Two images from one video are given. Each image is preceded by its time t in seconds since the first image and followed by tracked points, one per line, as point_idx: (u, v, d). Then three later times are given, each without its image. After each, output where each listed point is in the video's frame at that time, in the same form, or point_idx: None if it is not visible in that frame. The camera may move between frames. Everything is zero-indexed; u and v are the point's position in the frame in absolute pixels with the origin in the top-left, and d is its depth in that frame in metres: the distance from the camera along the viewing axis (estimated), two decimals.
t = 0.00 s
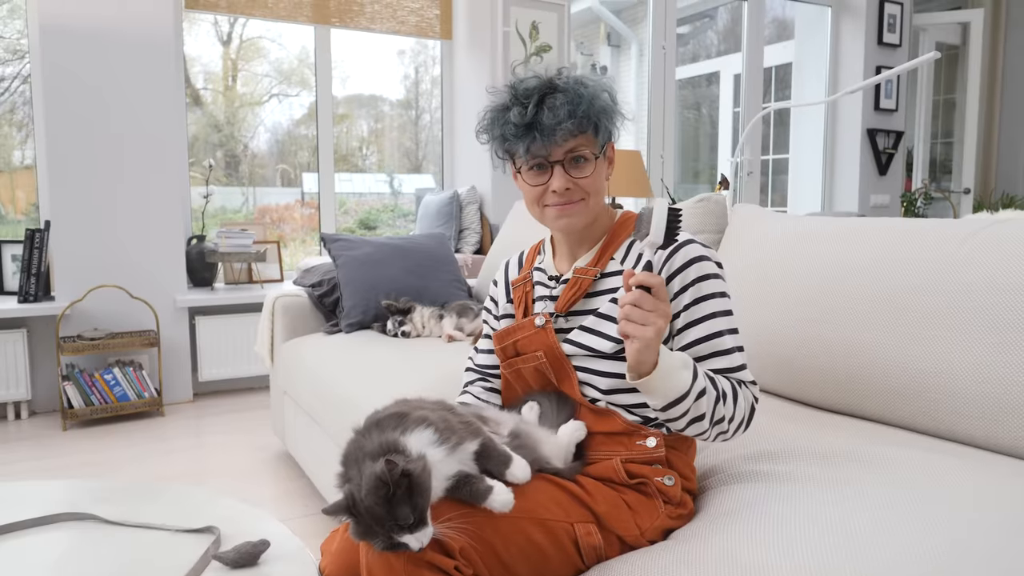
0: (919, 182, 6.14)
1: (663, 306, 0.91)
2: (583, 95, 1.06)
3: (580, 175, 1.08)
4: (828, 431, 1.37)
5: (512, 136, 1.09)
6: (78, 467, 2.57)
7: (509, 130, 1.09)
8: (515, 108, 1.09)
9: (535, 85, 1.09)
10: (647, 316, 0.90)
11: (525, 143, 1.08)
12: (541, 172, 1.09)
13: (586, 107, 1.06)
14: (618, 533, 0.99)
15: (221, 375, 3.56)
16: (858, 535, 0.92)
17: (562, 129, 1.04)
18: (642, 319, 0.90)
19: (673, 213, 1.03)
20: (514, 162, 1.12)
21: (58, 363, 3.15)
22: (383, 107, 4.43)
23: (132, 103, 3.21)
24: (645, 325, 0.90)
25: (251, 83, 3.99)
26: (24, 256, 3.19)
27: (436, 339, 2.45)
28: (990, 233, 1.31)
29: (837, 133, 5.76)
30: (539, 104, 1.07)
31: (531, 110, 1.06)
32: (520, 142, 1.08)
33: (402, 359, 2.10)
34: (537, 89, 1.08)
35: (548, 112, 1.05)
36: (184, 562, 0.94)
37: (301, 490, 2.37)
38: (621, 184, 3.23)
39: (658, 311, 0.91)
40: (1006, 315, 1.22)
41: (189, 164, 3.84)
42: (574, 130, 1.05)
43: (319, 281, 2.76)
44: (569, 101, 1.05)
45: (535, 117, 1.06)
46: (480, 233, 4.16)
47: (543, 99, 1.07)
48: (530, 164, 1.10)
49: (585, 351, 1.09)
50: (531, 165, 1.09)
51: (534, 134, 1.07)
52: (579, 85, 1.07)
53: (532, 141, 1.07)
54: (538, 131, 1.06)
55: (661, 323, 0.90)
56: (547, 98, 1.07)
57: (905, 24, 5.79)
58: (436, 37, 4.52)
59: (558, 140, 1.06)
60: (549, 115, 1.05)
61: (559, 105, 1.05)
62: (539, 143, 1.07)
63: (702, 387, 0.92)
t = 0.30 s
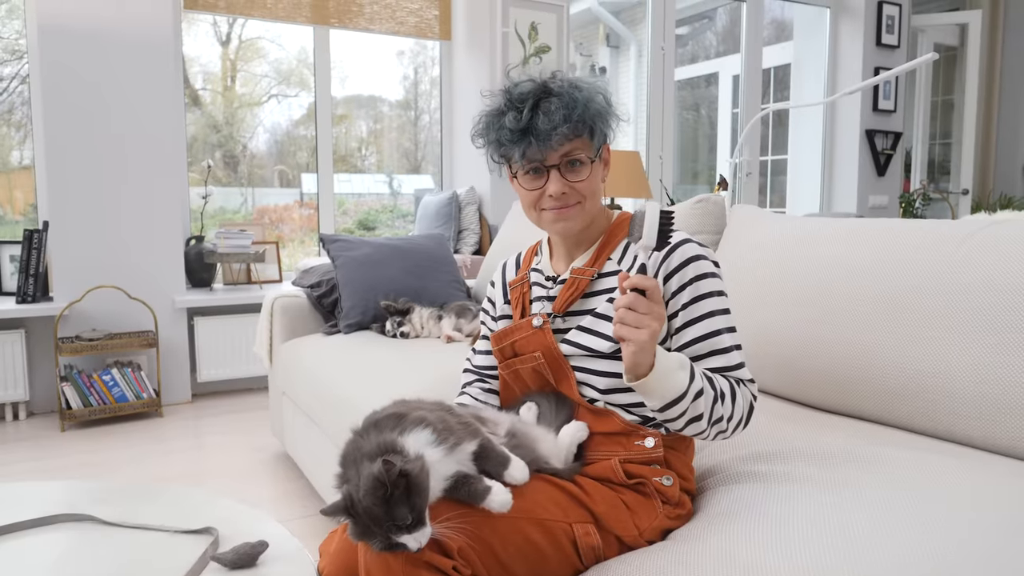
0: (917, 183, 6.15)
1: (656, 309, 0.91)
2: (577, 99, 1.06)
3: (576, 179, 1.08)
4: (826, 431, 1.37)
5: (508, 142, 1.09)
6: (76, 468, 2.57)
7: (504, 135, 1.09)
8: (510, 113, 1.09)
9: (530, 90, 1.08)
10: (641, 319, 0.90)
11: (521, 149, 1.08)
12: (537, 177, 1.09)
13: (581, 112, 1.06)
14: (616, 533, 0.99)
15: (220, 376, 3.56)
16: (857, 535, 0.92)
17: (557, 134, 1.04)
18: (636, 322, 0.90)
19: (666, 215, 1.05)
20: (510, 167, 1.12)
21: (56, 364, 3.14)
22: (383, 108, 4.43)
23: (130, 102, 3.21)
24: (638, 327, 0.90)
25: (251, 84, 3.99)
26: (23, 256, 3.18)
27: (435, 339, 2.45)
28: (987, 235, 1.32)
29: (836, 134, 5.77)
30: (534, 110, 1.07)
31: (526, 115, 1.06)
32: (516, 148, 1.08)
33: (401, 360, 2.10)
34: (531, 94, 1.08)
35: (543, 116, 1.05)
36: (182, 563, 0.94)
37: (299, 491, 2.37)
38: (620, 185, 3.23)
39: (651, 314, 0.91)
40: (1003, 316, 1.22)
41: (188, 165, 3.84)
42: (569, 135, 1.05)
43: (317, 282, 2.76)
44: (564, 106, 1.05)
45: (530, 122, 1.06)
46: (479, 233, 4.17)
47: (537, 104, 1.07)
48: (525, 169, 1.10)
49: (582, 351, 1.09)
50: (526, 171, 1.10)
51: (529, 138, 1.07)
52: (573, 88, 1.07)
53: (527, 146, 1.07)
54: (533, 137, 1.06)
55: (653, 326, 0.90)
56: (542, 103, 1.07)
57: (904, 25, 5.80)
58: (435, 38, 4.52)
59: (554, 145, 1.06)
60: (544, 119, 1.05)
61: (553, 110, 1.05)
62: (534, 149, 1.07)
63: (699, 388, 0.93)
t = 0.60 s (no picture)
0: (916, 184, 6.16)
1: (655, 312, 0.90)
2: (577, 101, 1.06)
3: (575, 181, 1.08)
4: (825, 432, 1.37)
5: (507, 144, 1.09)
6: (75, 469, 2.57)
7: (504, 137, 1.09)
8: (509, 115, 1.09)
9: (529, 91, 1.09)
10: (639, 322, 0.89)
11: (520, 151, 1.08)
12: (536, 179, 1.09)
13: (580, 113, 1.06)
14: (615, 534, 0.99)
15: (219, 376, 3.56)
16: (857, 536, 0.92)
17: (556, 136, 1.05)
18: (634, 326, 0.90)
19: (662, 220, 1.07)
20: (509, 169, 1.12)
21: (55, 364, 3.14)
22: (381, 108, 4.43)
23: (128, 102, 3.20)
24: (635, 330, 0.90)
25: (249, 84, 3.99)
26: (21, 257, 3.18)
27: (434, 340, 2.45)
28: (986, 235, 1.32)
29: (834, 134, 5.78)
30: (533, 112, 1.07)
31: (525, 117, 1.06)
32: (515, 150, 1.08)
33: (399, 361, 2.10)
34: (530, 96, 1.08)
35: (542, 119, 1.05)
36: (181, 564, 0.94)
37: (298, 491, 2.37)
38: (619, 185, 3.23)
39: (649, 317, 0.90)
40: (1002, 317, 1.23)
41: (186, 165, 3.83)
42: (568, 137, 1.05)
43: (316, 282, 2.75)
44: (563, 108, 1.05)
45: (530, 124, 1.06)
46: (478, 234, 4.16)
47: (536, 106, 1.07)
48: (525, 171, 1.10)
49: (582, 352, 1.09)
50: (525, 173, 1.10)
51: (528, 140, 1.07)
52: (572, 90, 1.07)
53: (527, 149, 1.07)
54: (532, 139, 1.06)
55: (651, 330, 0.90)
56: (541, 105, 1.07)
57: (902, 25, 5.80)
58: (434, 38, 4.52)
59: (553, 147, 1.06)
60: (543, 122, 1.05)
61: (552, 112, 1.05)
62: (534, 151, 1.07)
63: (699, 390, 0.93)
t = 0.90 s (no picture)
0: (915, 184, 6.17)
1: (654, 315, 0.90)
2: (576, 102, 1.06)
3: (575, 183, 1.08)
4: (824, 432, 1.37)
5: (506, 145, 1.09)
6: (73, 470, 2.56)
7: (503, 138, 1.09)
8: (508, 116, 1.09)
9: (528, 93, 1.09)
10: (639, 326, 0.89)
11: (520, 153, 1.08)
12: (536, 181, 1.09)
13: (579, 115, 1.06)
14: (614, 535, 1.00)
15: (218, 377, 3.56)
16: (856, 536, 0.92)
17: (556, 138, 1.05)
18: (633, 329, 0.90)
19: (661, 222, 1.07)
20: (508, 171, 1.12)
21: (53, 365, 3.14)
22: (381, 109, 4.43)
23: (127, 103, 3.20)
24: (634, 333, 0.90)
25: (248, 85, 3.99)
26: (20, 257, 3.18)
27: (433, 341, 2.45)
28: (984, 235, 1.32)
29: (833, 135, 5.78)
30: (532, 113, 1.07)
31: (525, 119, 1.06)
32: (515, 152, 1.08)
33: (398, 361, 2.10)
34: (530, 97, 1.08)
35: (542, 120, 1.05)
36: (179, 565, 0.94)
37: (297, 492, 2.37)
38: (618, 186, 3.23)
39: (649, 319, 0.90)
40: (1000, 317, 1.23)
41: (185, 166, 3.83)
42: (568, 139, 1.05)
43: (316, 283, 2.75)
44: (562, 109, 1.05)
45: (530, 126, 1.06)
46: (476, 234, 4.16)
47: (536, 107, 1.07)
48: (524, 173, 1.10)
49: (581, 352, 1.09)
50: (525, 174, 1.09)
51: (528, 142, 1.07)
52: (571, 91, 1.07)
53: (527, 150, 1.07)
54: (532, 141, 1.06)
55: (650, 332, 0.90)
56: (540, 107, 1.07)
57: (901, 26, 5.80)
58: (433, 39, 4.52)
59: (552, 148, 1.06)
60: (543, 123, 1.05)
61: (552, 113, 1.05)
62: (533, 152, 1.07)
63: (698, 391, 0.93)
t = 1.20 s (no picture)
0: (913, 185, 6.17)
1: (653, 317, 0.90)
2: (574, 103, 1.06)
3: (574, 184, 1.08)
4: (822, 433, 1.37)
5: (506, 147, 1.09)
6: (71, 471, 2.56)
7: (503, 140, 1.09)
8: (507, 117, 1.09)
9: (527, 94, 1.09)
10: (638, 328, 0.89)
11: (519, 154, 1.08)
12: (535, 182, 1.09)
13: (578, 116, 1.06)
14: (613, 535, 0.99)
15: (217, 378, 3.55)
16: (854, 537, 0.93)
17: (556, 140, 1.05)
18: (633, 331, 0.90)
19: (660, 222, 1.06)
20: (508, 172, 1.12)
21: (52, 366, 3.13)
22: (380, 110, 4.43)
23: (125, 104, 3.20)
24: (635, 335, 0.90)
25: (247, 86, 3.99)
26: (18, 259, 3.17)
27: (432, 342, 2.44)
28: (982, 236, 1.32)
29: (831, 135, 5.79)
30: (531, 115, 1.07)
31: (524, 120, 1.06)
32: (515, 153, 1.08)
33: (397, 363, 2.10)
34: (528, 99, 1.08)
35: (541, 121, 1.05)
36: (177, 566, 0.94)
37: (295, 494, 2.37)
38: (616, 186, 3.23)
39: (648, 321, 0.90)
40: (998, 318, 1.23)
41: (184, 167, 3.83)
42: (567, 140, 1.05)
43: (314, 283, 2.75)
44: (561, 110, 1.05)
45: (529, 127, 1.06)
46: (475, 235, 4.17)
47: (535, 108, 1.07)
48: (523, 175, 1.10)
49: (580, 353, 1.09)
50: (524, 175, 1.10)
51: (527, 144, 1.07)
52: (570, 92, 1.07)
53: (526, 151, 1.07)
54: (531, 142, 1.06)
55: (651, 334, 0.90)
56: (539, 108, 1.07)
57: (900, 27, 5.80)
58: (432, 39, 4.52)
59: (552, 149, 1.06)
60: (542, 125, 1.05)
61: (551, 114, 1.05)
62: (533, 154, 1.07)
63: (698, 393, 0.93)
